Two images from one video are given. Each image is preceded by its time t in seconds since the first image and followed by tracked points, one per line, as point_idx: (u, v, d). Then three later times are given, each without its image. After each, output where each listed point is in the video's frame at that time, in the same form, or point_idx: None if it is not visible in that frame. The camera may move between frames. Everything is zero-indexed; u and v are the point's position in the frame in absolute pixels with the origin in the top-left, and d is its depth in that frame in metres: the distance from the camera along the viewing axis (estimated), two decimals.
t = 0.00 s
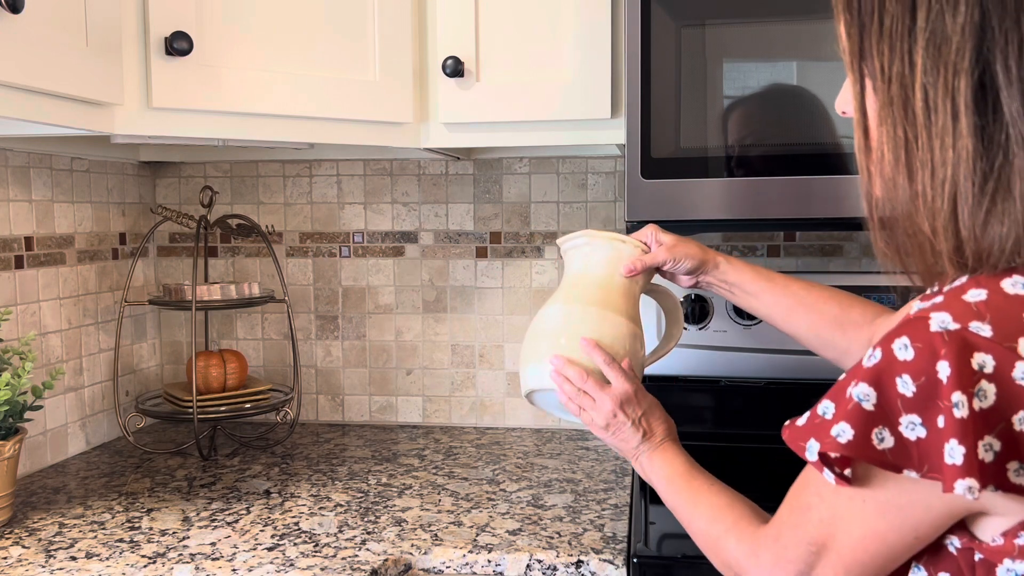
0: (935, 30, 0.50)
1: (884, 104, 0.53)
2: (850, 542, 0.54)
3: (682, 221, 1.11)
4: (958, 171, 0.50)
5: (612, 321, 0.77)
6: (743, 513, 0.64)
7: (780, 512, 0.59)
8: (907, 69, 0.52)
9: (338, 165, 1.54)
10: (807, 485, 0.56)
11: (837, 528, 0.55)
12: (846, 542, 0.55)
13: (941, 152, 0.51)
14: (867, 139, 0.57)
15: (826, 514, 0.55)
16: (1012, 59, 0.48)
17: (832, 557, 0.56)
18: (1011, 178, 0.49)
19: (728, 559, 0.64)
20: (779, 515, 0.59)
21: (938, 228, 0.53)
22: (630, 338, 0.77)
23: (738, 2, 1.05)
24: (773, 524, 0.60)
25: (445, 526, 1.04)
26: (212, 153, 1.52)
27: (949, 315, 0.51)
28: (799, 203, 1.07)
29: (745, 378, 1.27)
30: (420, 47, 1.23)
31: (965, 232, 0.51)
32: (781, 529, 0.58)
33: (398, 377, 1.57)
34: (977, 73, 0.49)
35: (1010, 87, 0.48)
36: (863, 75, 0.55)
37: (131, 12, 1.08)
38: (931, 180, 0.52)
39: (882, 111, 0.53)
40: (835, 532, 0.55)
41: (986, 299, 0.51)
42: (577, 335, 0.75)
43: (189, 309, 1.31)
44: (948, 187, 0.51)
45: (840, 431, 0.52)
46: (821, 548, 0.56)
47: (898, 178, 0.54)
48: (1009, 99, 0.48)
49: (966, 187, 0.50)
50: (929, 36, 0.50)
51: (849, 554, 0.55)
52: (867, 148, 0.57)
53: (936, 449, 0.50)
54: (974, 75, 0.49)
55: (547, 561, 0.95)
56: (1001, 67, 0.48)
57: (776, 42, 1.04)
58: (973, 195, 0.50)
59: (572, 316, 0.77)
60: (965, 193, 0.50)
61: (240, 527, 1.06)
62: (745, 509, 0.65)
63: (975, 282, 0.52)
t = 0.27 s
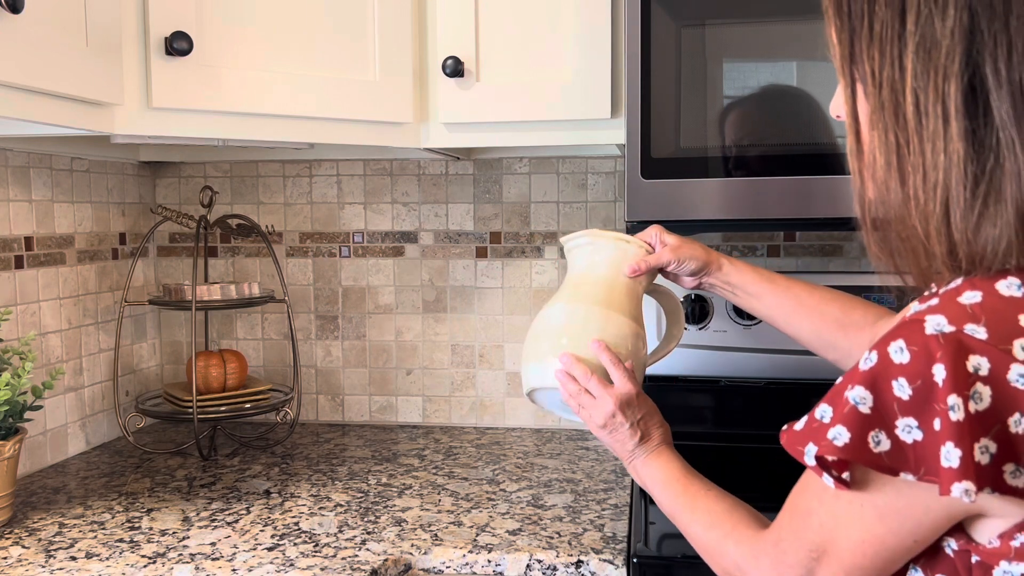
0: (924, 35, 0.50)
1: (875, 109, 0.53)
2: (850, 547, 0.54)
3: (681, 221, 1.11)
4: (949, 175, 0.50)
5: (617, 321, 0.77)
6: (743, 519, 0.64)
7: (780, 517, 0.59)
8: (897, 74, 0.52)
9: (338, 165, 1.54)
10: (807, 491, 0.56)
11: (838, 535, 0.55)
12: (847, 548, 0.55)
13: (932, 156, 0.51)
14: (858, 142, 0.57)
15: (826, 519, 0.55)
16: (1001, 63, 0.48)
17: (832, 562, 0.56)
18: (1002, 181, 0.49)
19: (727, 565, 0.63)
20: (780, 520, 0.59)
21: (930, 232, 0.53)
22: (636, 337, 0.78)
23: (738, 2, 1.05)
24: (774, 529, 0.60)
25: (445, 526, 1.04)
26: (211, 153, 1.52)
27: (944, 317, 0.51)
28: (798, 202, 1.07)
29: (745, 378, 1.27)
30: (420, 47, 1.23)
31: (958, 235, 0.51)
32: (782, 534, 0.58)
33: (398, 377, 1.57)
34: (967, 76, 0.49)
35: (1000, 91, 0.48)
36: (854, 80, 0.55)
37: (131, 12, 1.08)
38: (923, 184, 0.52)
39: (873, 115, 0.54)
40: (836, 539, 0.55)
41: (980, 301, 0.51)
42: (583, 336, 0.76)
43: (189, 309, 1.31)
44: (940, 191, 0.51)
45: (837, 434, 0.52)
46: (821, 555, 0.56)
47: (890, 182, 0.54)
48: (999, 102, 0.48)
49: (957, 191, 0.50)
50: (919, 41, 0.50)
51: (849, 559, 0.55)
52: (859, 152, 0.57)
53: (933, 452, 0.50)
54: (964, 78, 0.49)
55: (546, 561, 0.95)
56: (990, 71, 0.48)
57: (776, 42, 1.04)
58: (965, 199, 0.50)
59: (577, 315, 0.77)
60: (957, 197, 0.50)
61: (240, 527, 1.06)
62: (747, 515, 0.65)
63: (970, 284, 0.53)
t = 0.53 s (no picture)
0: (917, 38, 0.50)
1: (869, 111, 0.53)
2: (852, 551, 0.54)
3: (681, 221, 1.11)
4: (943, 177, 0.50)
5: (624, 319, 0.77)
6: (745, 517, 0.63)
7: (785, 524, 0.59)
8: (891, 77, 0.52)
9: (338, 165, 1.53)
10: (810, 496, 0.56)
11: (841, 539, 0.55)
12: (849, 552, 0.54)
13: (926, 159, 0.51)
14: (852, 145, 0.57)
15: (828, 524, 0.55)
16: (993, 65, 0.48)
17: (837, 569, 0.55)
18: (995, 183, 0.49)
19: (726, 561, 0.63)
20: (785, 527, 0.59)
21: (926, 234, 0.53)
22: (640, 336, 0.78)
23: (737, 3, 1.05)
24: (779, 536, 0.59)
25: (445, 526, 1.04)
26: (211, 153, 1.52)
27: (943, 318, 0.51)
28: (798, 202, 1.07)
29: (745, 378, 1.27)
30: (420, 47, 1.23)
31: (952, 237, 0.51)
32: (788, 542, 0.58)
33: (398, 377, 1.57)
34: (959, 79, 0.49)
35: (992, 92, 0.48)
36: (850, 83, 0.55)
37: (131, 13, 1.08)
38: (917, 186, 0.52)
39: (867, 117, 0.54)
40: (839, 544, 0.55)
41: (978, 301, 0.51)
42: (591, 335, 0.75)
43: (189, 309, 1.31)
44: (934, 193, 0.51)
45: (836, 435, 0.52)
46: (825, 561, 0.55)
47: (885, 184, 0.54)
48: (991, 104, 0.48)
49: (951, 193, 0.50)
50: (912, 44, 0.51)
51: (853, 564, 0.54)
52: (855, 154, 0.57)
53: (932, 453, 0.50)
54: (956, 81, 0.49)
55: (546, 561, 0.95)
56: (983, 74, 0.48)
57: (775, 43, 1.04)
58: (959, 201, 0.50)
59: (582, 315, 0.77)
60: (951, 199, 0.50)
61: (240, 527, 1.06)
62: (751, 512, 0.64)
63: (968, 285, 0.53)
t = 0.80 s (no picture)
0: (915, 39, 0.50)
1: (868, 114, 0.53)
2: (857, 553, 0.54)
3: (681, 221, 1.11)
4: (944, 177, 0.50)
5: (620, 324, 0.81)
6: (744, 512, 0.63)
7: (788, 522, 0.59)
8: (889, 78, 0.52)
9: (338, 165, 1.54)
10: (815, 495, 0.56)
11: (846, 539, 0.54)
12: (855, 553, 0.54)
13: (927, 160, 0.51)
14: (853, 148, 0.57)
15: (834, 524, 0.55)
16: (990, 63, 0.48)
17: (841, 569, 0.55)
18: (995, 182, 0.49)
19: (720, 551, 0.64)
20: (788, 525, 0.59)
21: (929, 235, 0.52)
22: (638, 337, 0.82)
23: (737, 2, 1.05)
24: (781, 534, 0.59)
25: (445, 526, 1.04)
26: (211, 153, 1.52)
27: (955, 322, 0.51)
28: (799, 203, 1.07)
29: (745, 378, 1.27)
30: (420, 47, 1.23)
31: (954, 238, 0.51)
32: (791, 540, 0.58)
33: (398, 377, 1.57)
34: (956, 78, 0.49)
35: (989, 91, 0.48)
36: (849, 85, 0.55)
37: (131, 13, 1.08)
38: (919, 187, 0.52)
39: (866, 120, 0.53)
40: (844, 543, 0.55)
41: (990, 305, 0.51)
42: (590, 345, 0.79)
43: (189, 309, 1.31)
44: (935, 194, 0.51)
45: (846, 440, 0.52)
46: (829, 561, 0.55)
47: (886, 187, 0.54)
48: (988, 102, 0.48)
49: (953, 193, 0.50)
50: (909, 45, 0.51)
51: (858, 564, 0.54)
52: (856, 158, 0.57)
53: (944, 457, 0.50)
54: (954, 80, 0.49)
55: (547, 561, 0.95)
56: (979, 72, 0.48)
57: (776, 43, 1.04)
58: (960, 200, 0.50)
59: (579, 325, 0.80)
60: (953, 199, 0.50)
61: (240, 527, 1.06)
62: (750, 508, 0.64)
63: (980, 287, 0.52)
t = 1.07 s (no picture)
0: (915, 41, 0.50)
1: (868, 117, 0.53)
2: (850, 545, 0.55)
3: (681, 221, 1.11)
4: (945, 181, 0.50)
5: (615, 329, 0.81)
6: (736, 499, 0.64)
7: (781, 508, 0.59)
8: (889, 81, 0.52)
9: (338, 165, 1.53)
10: (809, 484, 0.56)
11: (838, 529, 0.55)
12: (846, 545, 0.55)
13: (928, 163, 0.51)
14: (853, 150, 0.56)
15: (827, 514, 0.55)
16: (990, 66, 0.48)
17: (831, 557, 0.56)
18: (995, 186, 0.49)
19: (710, 535, 0.64)
20: (780, 511, 0.59)
21: (928, 238, 0.52)
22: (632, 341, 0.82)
23: (737, 2, 1.05)
24: (773, 519, 0.60)
25: (445, 526, 1.04)
26: (211, 153, 1.52)
27: (955, 325, 0.51)
28: (798, 203, 1.07)
29: (745, 378, 1.27)
30: (420, 48, 1.23)
31: (955, 241, 0.51)
32: (783, 526, 0.58)
33: (398, 377, 1.57)
34: (957, 82, 0.49)
35: (989, 95, 0.48)
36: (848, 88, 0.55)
37: (131, 13, 1.08)
38: (919, 191, 0.52)
39: (867, 123, 0.53)
40: (835, 532, 0.55)
41: (991, 308, 0.51)
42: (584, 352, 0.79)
43: (189, 309, 1.31)
44: (935, 197, 0.51)
45: (844, 442, 0.52)
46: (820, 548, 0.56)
47: (886, 190, 0.54)
48: (989, 106, 0.48)
49: (953, 197, 0.50)
50: (910, 47, 0.51)
51: (848, 554, 0.55)
52: (855, 160, 0.57)
53: (941, 459, 0.50)
54: (954, 83, 0.49)
55: (547, 561, 0.95)
56: (980, 76, 0.48)
57: (775, 43, 1.04)
58: (961, 203, 0.50)
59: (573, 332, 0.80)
60: (953, 203, 0.50)
61: (240, 527, 1.06)
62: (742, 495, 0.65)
63: (980, 291, 0.52)
